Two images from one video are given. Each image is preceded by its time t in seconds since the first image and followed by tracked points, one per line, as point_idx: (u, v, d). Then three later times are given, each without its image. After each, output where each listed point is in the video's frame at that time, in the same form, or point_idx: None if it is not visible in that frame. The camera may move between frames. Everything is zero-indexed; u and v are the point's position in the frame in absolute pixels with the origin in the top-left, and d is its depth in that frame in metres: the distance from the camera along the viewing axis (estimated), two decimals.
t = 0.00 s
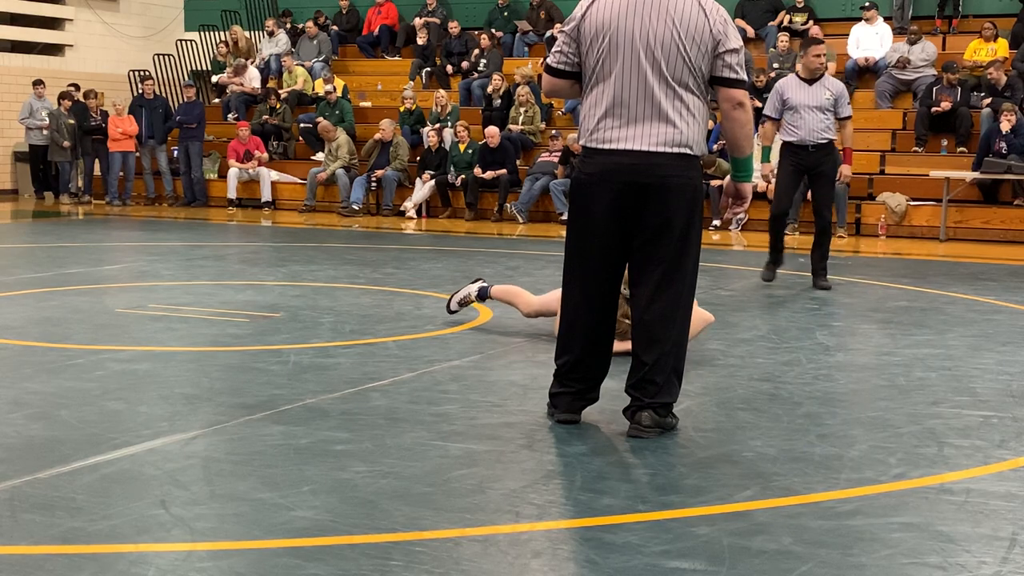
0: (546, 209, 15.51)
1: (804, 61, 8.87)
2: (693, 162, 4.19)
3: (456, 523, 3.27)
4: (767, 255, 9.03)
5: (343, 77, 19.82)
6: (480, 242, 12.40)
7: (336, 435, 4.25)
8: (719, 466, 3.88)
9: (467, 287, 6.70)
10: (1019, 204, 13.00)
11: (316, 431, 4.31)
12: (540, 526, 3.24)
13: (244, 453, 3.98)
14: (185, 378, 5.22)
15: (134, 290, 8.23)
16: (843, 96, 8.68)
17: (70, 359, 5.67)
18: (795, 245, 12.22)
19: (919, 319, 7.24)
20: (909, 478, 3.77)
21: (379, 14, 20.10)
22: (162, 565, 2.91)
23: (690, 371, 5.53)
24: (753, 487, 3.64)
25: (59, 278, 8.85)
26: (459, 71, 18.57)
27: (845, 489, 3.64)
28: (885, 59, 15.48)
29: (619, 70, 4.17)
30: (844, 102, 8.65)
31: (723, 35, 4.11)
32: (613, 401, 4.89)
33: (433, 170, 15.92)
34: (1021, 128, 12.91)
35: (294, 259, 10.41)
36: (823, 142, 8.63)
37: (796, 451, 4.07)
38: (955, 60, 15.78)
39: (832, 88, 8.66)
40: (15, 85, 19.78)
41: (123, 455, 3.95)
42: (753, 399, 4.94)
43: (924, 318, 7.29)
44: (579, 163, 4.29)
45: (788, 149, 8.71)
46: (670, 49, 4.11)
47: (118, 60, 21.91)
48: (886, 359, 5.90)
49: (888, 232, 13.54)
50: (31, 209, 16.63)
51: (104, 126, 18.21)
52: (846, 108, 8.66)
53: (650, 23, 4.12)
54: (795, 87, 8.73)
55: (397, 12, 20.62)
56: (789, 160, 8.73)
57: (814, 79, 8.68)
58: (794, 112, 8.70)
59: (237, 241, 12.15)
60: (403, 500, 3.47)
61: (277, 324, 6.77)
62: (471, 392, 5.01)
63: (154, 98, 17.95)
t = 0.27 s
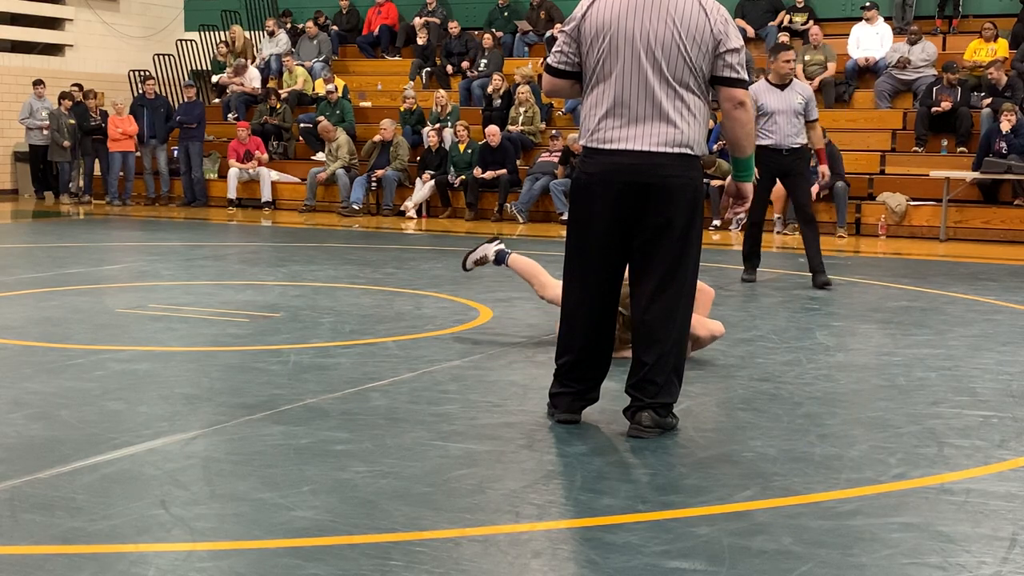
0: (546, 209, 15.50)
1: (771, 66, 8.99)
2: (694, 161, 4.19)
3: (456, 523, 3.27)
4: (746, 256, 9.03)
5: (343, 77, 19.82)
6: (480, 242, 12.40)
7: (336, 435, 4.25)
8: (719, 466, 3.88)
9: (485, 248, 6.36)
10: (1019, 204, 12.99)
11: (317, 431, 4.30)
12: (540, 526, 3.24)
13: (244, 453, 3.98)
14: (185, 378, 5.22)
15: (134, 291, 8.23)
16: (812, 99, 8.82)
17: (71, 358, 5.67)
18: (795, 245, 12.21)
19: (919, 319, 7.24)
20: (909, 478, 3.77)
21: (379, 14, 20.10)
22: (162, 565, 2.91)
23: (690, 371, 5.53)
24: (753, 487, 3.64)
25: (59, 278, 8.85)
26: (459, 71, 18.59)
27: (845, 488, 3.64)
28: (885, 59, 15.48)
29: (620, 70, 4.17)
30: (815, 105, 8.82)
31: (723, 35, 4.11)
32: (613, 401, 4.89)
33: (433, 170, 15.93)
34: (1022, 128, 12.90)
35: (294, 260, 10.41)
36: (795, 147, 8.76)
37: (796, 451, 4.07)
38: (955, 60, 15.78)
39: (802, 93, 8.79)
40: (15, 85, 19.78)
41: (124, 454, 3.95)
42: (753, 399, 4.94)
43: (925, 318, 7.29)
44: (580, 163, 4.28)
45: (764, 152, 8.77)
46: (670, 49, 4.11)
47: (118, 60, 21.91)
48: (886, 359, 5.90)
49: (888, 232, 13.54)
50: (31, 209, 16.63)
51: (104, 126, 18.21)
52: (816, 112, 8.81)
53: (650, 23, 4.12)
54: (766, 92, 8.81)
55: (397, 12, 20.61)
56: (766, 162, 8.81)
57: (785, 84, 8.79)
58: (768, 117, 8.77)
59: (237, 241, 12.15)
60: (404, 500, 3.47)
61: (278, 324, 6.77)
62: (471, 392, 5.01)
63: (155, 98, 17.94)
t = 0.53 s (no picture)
0: (546, 209, 15.50)
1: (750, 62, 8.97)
2: (694, 162, 4.18)
3: (456, 523, 3.27)
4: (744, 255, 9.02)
5: (343, 77, 19.82)
6: (481, 242, 12.40)
7: (336, 435, 4.25)
8: (720, 466, 3.88)
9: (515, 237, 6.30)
10: (1019, 204, 12.99)
11: (317, 431, 4.30)
12: (540, 526, 3.24)
13: (244, 453, 3.98)
14: (185, 378, 5.22)
15: (135, 290, 8.23)
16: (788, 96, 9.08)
17: (71, 358, 5.67)
18: (796, 245, 12.21)
19: (919, 319, 7.24)
20: (909, 478, 3.77)
21: (379, 14, 20.09)
22: (162, 565, 2.91)
23: (690, 370, 5.53)
24: (753, 487, 3.64)
25: (59, 278, 8.85)
26: (459, 71, 18.59)
27: (845, 489, 3.64)
28: (885, 59, 15.48)
29: (620, 71, 4.17)
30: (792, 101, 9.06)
31: (722, 36, 4.11)
32: (613, 401, 4.89)
33: (433, 170, 15.93)
34: (1022, 128, 12.90)
35: (294, 260, 10.41)
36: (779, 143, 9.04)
37: (796, 451, 4.07)
38: (955, 60, 15.78)
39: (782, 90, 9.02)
40: (15, 85, 19.78)
41: (124, 454, 3.95)
42: (753, 399, 4.94)
43: (925, 318, 7.29)
44: (580, 163, 4.28)
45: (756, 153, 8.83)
46: (670, 49, 4.10)
47: (118, 60, 21.92)
48: (886, 359, 5.90)
49: (888, 232, 13.54)
50: (31, 209, 16.62)
51: (104, 126, 18.22)
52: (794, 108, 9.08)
53: (650, 23, 4.12)
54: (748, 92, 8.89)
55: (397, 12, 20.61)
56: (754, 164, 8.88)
57: (765, 81, 8.89)
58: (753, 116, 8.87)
59: (237, 241, 12.15)
60: (403, 500, 3.47)
61: (278, 324, 6.77)
62: (471, 392, 5.01)
63: (158, 98, 17.93)
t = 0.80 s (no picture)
0: (546, 209, 15.51)
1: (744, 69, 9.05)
2: (694, 162, 4.19)
3: (456, 523, 3.27)
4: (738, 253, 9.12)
5: (343, 77, 19.83)
6: (480, 242, 12.40)
7: (336, 435, 4.25)
8: (719, 466, 3.88)
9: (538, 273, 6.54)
10: (1019, 204, 13.00)
11: (317, 431, 4.31)
12: (540, 526, 3.24)
13: (244, 453, 3.99)
14: (185, 378, 5.22)
15: (135, 290, 8.23)
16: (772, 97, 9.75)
17: (71, 358, 5.68)
18: (795, 245, 12.22)
19: (919, 319, 7.24)
20: (909, 478, 3.77)
21: (379, 14, 20.09)
22: (162, 565, 2.91)
23: (690, 370, 5.53)
24: (753, 487, 3.64)
25: (60, 278, 8.85)
26: (459, 72, 18.60)
27: (844, 489, 3.64)
28: (885, 59, 15.48)
29: (620, 71, 4.18)
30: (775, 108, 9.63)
31: (722, 36, 4.11)
32: (613, 402, 4.89)
33: (433, 170, 15.93)
34: (1021, 128, 12.91)
35: (294, 259, 10.42)
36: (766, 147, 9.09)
37: (796, 451, 4.07)
38: (955, 60, 15.79)
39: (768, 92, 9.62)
40: (15, 85, 19.78)
41: (124, 455, 3.95)
42: (753, 399, 4.94)
43: (925, 318, 7.29)
44: (580, 164, 4.28)
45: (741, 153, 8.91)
46: (670, 50, 4.11)
47: (118, 60, 21.92)
48: (886, 359, 5.90)
49: (888, 232, 13.54)
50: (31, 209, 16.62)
51: (104, 126, 18.23)
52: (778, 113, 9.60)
53: (650, 24, 4.12)
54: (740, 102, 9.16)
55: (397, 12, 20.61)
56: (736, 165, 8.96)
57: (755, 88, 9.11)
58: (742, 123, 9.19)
59: (237, 241, 12.15)
60: (404, 500, 3.47)
61: (278, 324, 6.77)
62: (471, 392, 5.01)
63: (161, 98, 17.95)
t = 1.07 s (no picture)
0: (546, 209, 15.51)
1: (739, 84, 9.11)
2: (694, 161, 4.19)
3: (456, 523, 3.27)
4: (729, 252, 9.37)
5: (343, 77, 19.83)
6: (480, 242, 12.40)
7: (336, 435, 4.25)
8: (720, 467, 3.88)
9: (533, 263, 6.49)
10: (1019, 204, 13.00)
11: (317, 431, 4.31)
12: (540, 526, 3.25)
13: (245, 453, 3.99)
14: (185, 378, 5.22)
15: (135, 291, 8.23)
16: (762, 98, 10.36)
17: (71, 358, 5.68)
18: (795, 245, 12.23)
19: (919, 319, 7.24)
20: (909, 478, 3.77)
21: (379, 14, 20.09)
22: (161, 566, 2.91)
23: (690, 371, 5.53)
24: (753, 487, 3.64)
25: (60, 278, 8.85)
26: (459, 72, 18.61)
27: (844, 489, 3.64)
28: (885, 60, 15.48)
29: (620, 72, 4.18)
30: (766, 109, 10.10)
31: (722, 37, 4.11)
32: (613, 402, 4.89)
33: (433, 170, 15.93)
34: (1021, 128, 12.91)
35: (294, 259, 10.42)
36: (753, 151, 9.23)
37: (796, 451, 4.08)
38: (955, 60, 15.79)
39: (758, 94, 10.16)
40: (15, 86, 19.78)
41: (124, 455, 3.95)
42: (753, 399, 4.94)
43: (925, 318, 7.30)
44: (581, 164, 4.28)
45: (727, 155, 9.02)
46: (670, 50, 4.11)
47: (118, 60, 21.92)
48: (886, 359, 5.91)
49: (888, 232, 13.55)
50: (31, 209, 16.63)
51: (104, 126, 18.24)
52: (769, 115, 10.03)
53: (650, 24, 4.12)
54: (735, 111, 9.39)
55: (397, 12, 20.61)
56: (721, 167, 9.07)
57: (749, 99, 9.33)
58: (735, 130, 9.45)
59: (237, 241, 12.16)
60: (404, 500, 3.47)
61: (278, 324, 6.77)
62: (471, 392, 5.01)
63: (163, 98, 17.93)
